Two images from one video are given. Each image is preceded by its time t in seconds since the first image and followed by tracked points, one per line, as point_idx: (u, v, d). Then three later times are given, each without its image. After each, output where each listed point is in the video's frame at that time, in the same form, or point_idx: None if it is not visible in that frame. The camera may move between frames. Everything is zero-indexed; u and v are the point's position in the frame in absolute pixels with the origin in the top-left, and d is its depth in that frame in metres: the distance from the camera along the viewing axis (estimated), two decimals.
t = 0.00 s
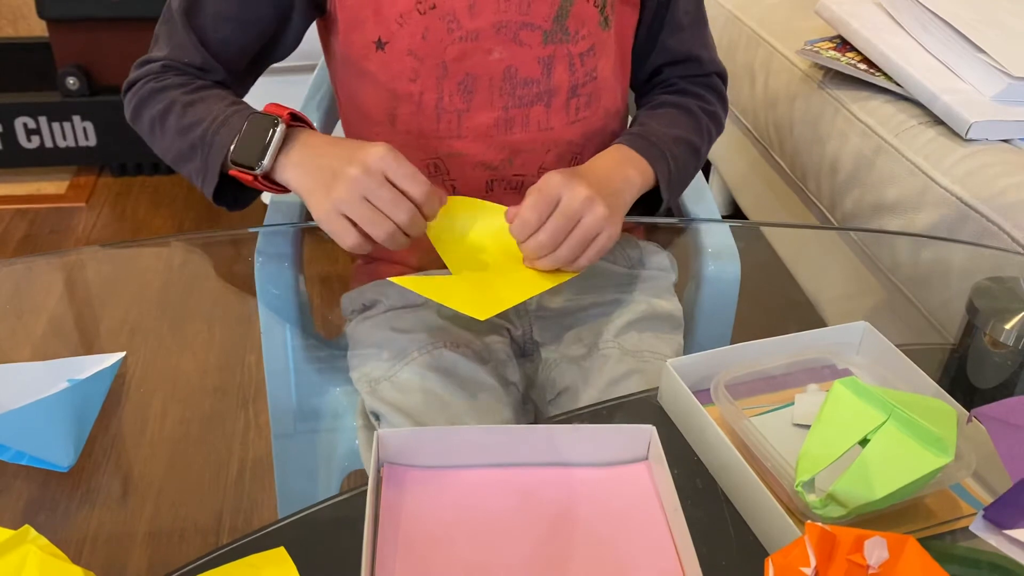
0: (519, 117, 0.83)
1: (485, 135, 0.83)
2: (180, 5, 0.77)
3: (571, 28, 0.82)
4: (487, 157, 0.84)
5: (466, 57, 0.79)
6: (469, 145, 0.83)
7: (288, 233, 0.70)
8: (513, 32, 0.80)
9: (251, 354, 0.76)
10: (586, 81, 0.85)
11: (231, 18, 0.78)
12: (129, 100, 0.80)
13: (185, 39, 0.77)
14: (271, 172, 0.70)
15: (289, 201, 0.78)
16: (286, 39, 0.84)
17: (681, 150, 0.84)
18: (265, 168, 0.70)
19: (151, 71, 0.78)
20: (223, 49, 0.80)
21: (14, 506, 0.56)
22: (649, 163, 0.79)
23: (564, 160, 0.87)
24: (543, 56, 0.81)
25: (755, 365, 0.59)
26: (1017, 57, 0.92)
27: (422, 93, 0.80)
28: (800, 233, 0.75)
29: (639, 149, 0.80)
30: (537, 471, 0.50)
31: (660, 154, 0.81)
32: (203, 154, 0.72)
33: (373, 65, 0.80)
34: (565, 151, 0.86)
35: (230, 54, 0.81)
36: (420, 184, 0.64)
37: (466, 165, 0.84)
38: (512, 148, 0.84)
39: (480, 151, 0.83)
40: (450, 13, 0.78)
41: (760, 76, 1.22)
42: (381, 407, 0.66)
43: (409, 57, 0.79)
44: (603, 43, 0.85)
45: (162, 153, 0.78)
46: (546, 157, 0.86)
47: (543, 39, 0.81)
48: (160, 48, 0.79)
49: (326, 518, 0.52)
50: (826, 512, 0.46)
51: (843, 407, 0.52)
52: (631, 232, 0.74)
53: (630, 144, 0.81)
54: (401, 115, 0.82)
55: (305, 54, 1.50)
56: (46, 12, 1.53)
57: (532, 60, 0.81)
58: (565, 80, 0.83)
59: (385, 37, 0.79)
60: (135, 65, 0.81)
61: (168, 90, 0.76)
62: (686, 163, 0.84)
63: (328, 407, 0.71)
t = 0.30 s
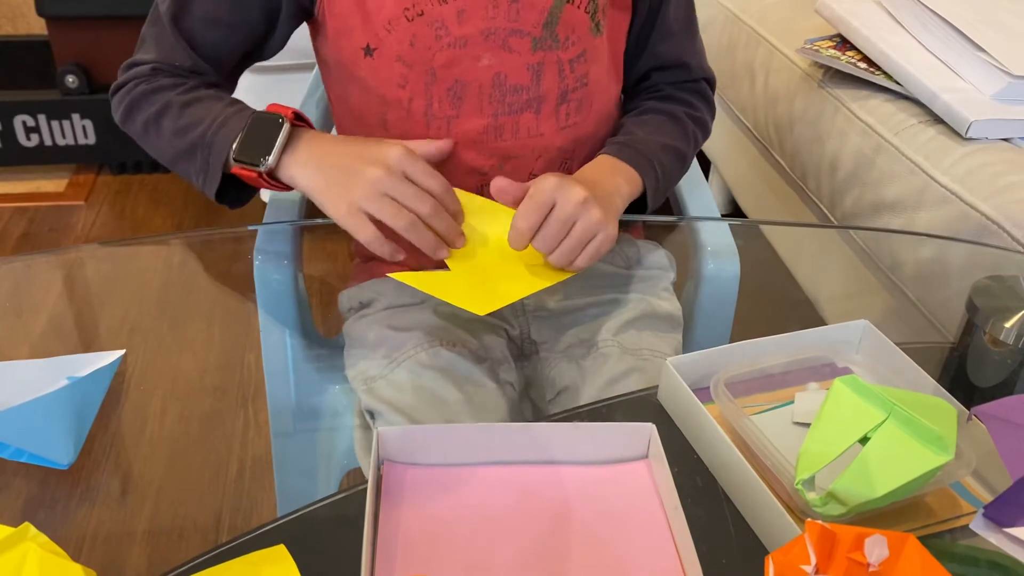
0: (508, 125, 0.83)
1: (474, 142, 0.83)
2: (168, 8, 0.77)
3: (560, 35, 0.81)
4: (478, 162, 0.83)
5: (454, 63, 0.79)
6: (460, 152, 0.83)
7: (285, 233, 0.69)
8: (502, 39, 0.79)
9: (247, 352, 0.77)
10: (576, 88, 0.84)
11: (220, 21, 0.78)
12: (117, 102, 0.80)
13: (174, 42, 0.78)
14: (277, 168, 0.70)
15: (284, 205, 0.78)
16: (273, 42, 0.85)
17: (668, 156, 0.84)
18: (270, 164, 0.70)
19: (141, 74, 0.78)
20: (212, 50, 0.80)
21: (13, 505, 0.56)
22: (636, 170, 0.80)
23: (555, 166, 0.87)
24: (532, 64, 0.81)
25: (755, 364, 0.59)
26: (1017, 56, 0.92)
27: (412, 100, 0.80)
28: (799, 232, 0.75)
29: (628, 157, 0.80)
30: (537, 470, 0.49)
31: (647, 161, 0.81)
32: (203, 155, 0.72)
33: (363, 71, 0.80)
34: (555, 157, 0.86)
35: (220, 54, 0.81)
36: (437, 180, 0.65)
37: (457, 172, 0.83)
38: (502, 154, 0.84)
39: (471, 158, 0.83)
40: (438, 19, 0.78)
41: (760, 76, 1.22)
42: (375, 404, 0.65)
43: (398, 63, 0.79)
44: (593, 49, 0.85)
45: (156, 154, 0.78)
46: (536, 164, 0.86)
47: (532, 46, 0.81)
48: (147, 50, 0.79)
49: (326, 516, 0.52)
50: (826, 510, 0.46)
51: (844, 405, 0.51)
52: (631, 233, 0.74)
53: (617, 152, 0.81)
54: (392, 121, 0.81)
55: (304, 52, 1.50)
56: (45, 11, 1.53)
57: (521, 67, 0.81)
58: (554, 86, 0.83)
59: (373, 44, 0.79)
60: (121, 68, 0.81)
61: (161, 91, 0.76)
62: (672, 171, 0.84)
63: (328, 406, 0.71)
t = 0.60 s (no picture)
0: (515, 125, 0.83)
1: (480, 141, 0.82)
2: (181, 8, 0.77)
3: (567, 37, 0.82)
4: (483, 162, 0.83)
5: (461, 63, 0.79)
6: (465, 150, 0.82)
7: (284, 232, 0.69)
8: (508, 39, 0.80)
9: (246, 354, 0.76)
10: (582, 87, 0.84)
11: (235, 20, 0.79)
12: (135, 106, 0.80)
13: (185, 40, 0.77)
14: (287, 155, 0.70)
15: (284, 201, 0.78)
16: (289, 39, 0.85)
17: (664, 150, 0.84)
18: (280, 153, 0.70)
19: (155, 74, 0.77)
20: (228, 48, 0.80)
21: (13, 504, 0.55)
22: (632, 161, 0.80)
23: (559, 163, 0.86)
24: (538, 64, 0.81)
25: (755, 364, 0.59)
26: (1017, 55, 0.92)
27: (420, 98, 0.80)
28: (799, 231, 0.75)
29: (625, 149, 0.81)
30: (535, 468, 0.50)
31: (643, 153, 0.81)
32: (216, 144, 0.72)
33: (371, 69, 0.81)
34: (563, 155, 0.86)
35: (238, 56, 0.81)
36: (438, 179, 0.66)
37: (462, 171, 0.83)
38: (508, 154, 0.84)
39: (477, 157, 0.83)
40: (446, 18, 0.78)
41: (759, 75, 1.22)
42: (375, 402, 0.66)
43: (404, 61, 0.79)
44: (601, 49, 0.85)
45: (173, 154, 0.78)
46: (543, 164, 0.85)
47: (538, 47, 0.81)
48: (161, 52, 0.79)
49: (324, 516, 0.52)
50: (825, 510, 0.46)
51: (843, 404, 0.51)
52: (633, 234, 0.73)
53: (615, 145, 0.81)
54: (399, 119, 0.81)
55: (303, 51, 1.49)
56: (45, 11, 1.53)
57: (527, 67, 0.81)
58: (560, 87, 0.83)
59: (382, 41, 0.79)
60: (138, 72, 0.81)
61: (174, 87, 0.75)
62: (669, 165, 0.84)
63: (326, 405, 0.72)
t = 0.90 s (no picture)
0: (526, 124, 0.83)
1: (491, 139, 0.82)
2: (200, 8, 0.77)
3: (580, 39, 0.82)
4: (491, 163, 0.83)
5: (473, 63, 0.80)
6: (475, 148, 0.82)
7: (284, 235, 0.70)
8: (520, 40, 0.80)
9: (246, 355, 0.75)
10: (594, 89, 0.85)
11: (252, 21, 0.78)
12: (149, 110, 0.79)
13: (203, 42, 0.77)
14: (297, 155, 0.69)
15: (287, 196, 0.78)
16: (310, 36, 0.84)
17: (668, 152, 0.84)
18: (289, 150, 0.68)
19: (170, 77, 0.77)
20: (246, 50, 0.80)
21: (12, 503, 0.55)
22: (631, 158, 0.80)
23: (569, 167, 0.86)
24: (550, 65, 0.82)
25: (754, 364, 0.59)
26: (1016, 55, 0.92)
27: (432, 94, 0.80)
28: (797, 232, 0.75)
29: (627, 145, 0.80)
30: (534, 469, 0.50)
31: (645, 153, 0.81)
32: (226, 146, 0.71)
33: (383, 65, 0.80)
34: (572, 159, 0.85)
35: (255, 57, 0.81)
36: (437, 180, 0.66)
37: (469, 169, 0.83)
38: (517, 154, 0.83)
39: (484, 156, 0.83)
40: (460, 18, 0.78)
41: (758, 76, 1.22)
42: (373, 401, 0.66)
43: (416, 58, 0.79)
44: (613, 52, 0.85)
45: (182, 159, 0.77)
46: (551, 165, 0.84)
47: (551, 48, 0.81)
48: (178, 55, 0.79)
49: (323, 516, 0.52)
50: (823, 510, 0.46)
51: (841, 404, 0.51)
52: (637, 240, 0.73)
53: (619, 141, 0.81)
54: (410, 116, 0.81)
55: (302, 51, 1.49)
56: (45, 11, 1.53)
57: (538, 68, 0.81)
58: (571, 88, 0.83)
59: (396, 38, 0.79)
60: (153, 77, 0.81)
61: (188, 89, 0.75)
62: (673, 166, 0.84)
63: (325, 405, 0.71)
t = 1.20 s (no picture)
0: (526, 129, 0.83)
1: (491, 144, 0.82)
2: (206, 21, 0.77)
3: (582, 42, 0.82)
4: (491, 167, 0.83)
5: (474, 67, 0.80)
6: (474, 154, 0.83)
7: (281, 237, 0.69)
8: (522, 44, 0.80)
9: (247, 354, 0.75)
10: (599, 96, 0.84)
11: (257, 30, 0.78)
12: (158, 125, 0.79)
13: (212, 56, 0.77)
14: (292, 197, 0.69)
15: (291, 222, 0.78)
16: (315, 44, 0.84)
17: (669, 161, 0.83)
18: (284, 191, 0.69)
19: (178, 95, 0.77)
20: (250, 60, 0.80)
21: (12, 504, 0.56)
22: (631, 168, 0.79)
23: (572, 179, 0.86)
24: (552, 69, 0.82)
25: (756, 364, 0.59)
26: (1016, 55, 0.92)
27: (433, 99, 0.80)
28: (798, 232, 0.75)
29: (624, 156, 0.80)
30: (536, 469, 0.50)
31: (644, 164, 0.81)
32: (228, 177, 0.71)
33: (382, 70, 0.80)
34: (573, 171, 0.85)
35: (261, 64, 0.81)
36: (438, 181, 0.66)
37: (470, 174, 0.83)
38: (517, 160, 0.83)
39: (484, 160, 0.83)
40: (461, 22, 0.78)
41: (759, 76, 1.22)
42: (372, 403, 0.66)
43: (416, 62, 0.79)
44: (617, 56, 0.85)
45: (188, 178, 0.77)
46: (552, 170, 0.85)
47: (553, 52, 0.81)
48: (185, 70, 0.78)
49: (324, 518, 0.52)
50: (825, 511, 0.46)
51: (843, 405, 0.52)
52: (637, 242, 0.73)
53: (616, 153, 0.80)
54: (410, 122, 0.82)
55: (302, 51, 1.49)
56: (45, 11, 1.53)
57: (540, 72, 0.81)
58: (574, 93, 0.83)
59: (395, 42, 0.79)
60: (163, 89, 0.81)
61: (196, 112, 0.75)
62: (672, 178, 0.83)
63: (324, 405, 0.72)
